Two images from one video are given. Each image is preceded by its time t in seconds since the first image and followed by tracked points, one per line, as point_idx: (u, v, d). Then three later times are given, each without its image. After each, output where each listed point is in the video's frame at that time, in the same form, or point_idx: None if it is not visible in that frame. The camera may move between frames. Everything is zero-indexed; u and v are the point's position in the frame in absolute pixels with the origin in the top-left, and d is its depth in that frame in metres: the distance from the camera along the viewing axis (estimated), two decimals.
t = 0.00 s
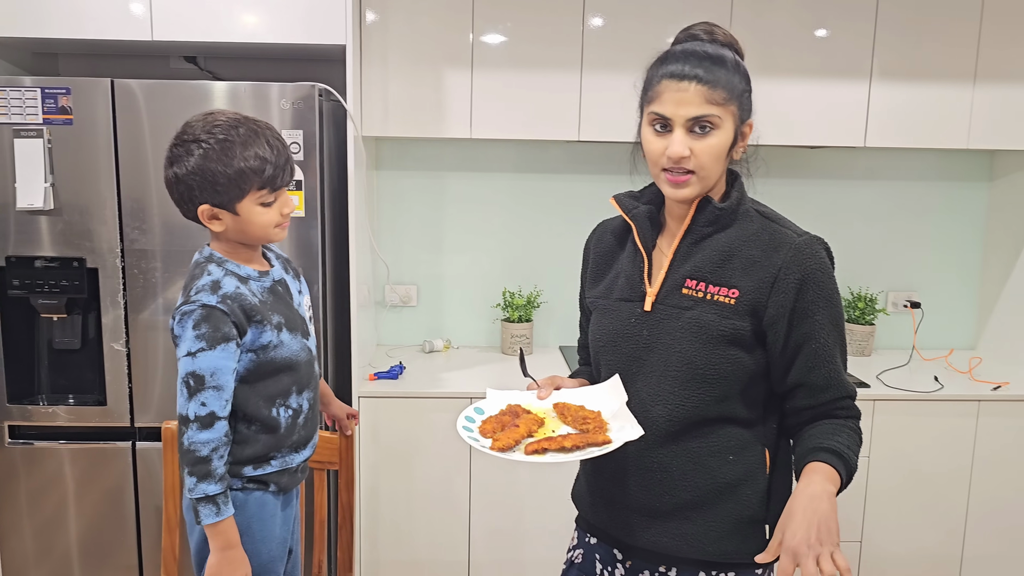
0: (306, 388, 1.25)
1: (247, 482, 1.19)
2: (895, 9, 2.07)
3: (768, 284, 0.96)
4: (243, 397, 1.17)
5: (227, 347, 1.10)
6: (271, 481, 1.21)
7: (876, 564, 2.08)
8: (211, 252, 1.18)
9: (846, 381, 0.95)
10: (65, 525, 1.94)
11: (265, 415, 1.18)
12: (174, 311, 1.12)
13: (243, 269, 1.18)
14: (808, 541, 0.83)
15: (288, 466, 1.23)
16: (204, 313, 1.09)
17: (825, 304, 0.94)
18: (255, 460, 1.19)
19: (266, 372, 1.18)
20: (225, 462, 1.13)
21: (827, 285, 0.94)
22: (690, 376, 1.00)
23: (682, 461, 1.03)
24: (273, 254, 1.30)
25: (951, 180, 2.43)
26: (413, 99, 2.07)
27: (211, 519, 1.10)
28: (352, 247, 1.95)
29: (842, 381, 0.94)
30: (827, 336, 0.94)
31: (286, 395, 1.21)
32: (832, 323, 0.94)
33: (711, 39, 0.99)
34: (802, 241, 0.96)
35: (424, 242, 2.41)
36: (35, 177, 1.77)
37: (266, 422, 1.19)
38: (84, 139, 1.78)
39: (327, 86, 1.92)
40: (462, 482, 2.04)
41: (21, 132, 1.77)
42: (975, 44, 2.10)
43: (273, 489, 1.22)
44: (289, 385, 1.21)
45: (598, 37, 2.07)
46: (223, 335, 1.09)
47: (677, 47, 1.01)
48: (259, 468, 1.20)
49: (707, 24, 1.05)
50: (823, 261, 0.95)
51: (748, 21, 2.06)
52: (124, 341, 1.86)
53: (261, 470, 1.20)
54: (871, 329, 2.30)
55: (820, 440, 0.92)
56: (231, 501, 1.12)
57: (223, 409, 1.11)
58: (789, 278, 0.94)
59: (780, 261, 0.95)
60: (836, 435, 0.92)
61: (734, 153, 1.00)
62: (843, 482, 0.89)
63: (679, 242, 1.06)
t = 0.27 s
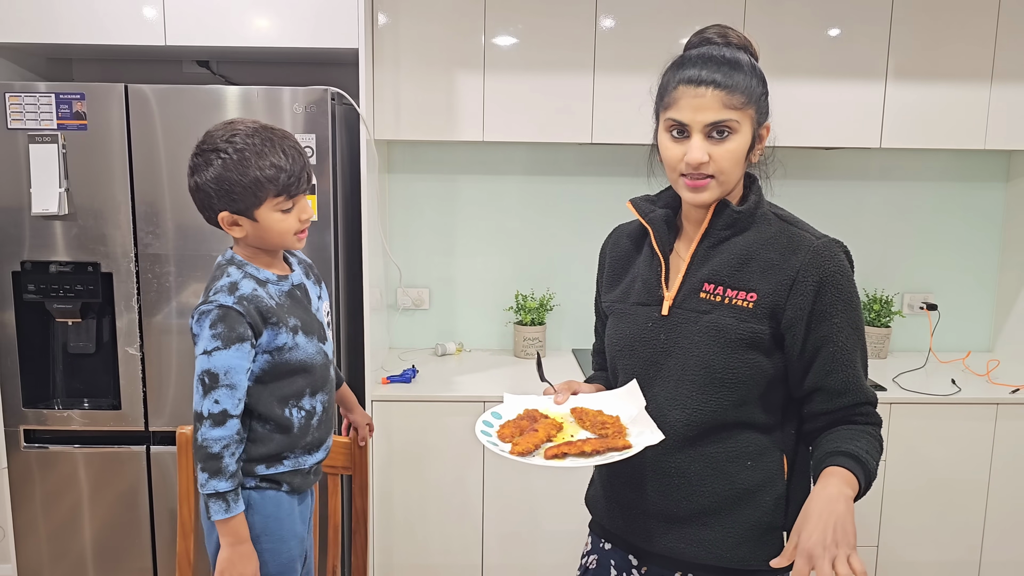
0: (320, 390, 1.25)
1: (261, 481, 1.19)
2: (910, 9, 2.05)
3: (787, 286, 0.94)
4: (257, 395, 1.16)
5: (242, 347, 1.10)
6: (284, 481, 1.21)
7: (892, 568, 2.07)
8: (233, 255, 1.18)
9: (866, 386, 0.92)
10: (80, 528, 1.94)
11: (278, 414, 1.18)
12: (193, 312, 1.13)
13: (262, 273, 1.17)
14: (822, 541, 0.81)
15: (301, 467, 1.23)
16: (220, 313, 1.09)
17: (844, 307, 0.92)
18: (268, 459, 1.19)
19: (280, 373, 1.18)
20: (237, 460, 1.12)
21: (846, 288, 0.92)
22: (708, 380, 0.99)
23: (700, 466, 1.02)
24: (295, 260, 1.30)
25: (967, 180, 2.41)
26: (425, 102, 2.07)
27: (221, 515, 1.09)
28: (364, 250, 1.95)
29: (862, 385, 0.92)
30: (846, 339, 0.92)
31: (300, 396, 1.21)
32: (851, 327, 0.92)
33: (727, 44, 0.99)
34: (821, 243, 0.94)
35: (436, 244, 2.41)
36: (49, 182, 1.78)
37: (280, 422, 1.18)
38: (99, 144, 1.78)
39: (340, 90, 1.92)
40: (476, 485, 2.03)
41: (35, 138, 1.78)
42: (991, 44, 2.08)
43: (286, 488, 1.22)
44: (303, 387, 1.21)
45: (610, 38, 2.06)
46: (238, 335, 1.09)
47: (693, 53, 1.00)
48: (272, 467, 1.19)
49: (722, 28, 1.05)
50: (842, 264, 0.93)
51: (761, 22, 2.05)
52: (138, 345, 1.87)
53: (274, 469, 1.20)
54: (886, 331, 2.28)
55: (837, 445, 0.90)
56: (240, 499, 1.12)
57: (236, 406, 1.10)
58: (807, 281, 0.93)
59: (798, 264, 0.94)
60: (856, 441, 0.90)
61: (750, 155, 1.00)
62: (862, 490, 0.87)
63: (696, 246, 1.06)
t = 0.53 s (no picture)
0: (324, 383, 1.25)
1: (267, 475, 1.19)
2: (913, 3, 2.05)
3: (792, 282, 0.94)
4: (262, 388, 1.16)
5: (248, 339, 1.09)
6: (290, 473, 1.21)
7: (893, 564, 2.06)
8: (238, 250, 1.17)
9: (868, 382, 0.93)
10: (79, 522, 1.94)
11: (283, 407, 1.18)
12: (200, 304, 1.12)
13: (267, 268, 1.17)
14: (815, 515, 0.84)
15: (305, 460, 1.23)
16: (227, 306, 1.08)
17: (848, 305, 0.92)
18: (274, 452, 1.19)
19: (285, 366, 1.18)
20: (241, 453, 1.11)
21: (851, 285, 0.92)
22: (712, 375, 0.98)
23: (702, 461, 1.01)
24: (300, 257, 1.30)
25: (970, 176, 2.40)
26: (425, 97, 2.07)
27: (222, 507, 1.09)
28: (364, 245, 1.95)
29: (863, 382, 0.93)
30: (850, 337, 0.92)
31: (303, 389, 1.20)
32: (855, 324, 0.92)
33: (707, 40, 0.98)
34: (827, 241, 0.94)
35: (437, 240, 2.41)
36: (49, 176, 1.77)
37: (284, 414, 1.18)
38: (98, 137, 1.78)
39: (340, 84, 1.91)
40: (476, 480, 2.03)
41: (35, 131, 1.77)
42: (994, 39, 2.07)
43: (292, 481, 1.22)
44: (307, 380, 1.20)
45: (612, 33, 2.06)
46: (244, 328, 1.09)
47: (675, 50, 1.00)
48: (277, 460, 1.19)
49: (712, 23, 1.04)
50: (847, 262, 0.93)
51: (763, 16, 2.04)
52: (138, 339, 1.86)
53: (279, 462, 1.19)
54: (887, 327, 2.28)
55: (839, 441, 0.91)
56: (242, 492, 1.12)
57: (241, 399, 1.09)
58: (813, 277, 0.92)
59: (804, 260, 0.94)
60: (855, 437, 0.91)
61: (740, 150, 0.98)
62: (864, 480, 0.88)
63: (701, 240, 1.05)
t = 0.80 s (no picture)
0: (321, 386, 1.24)
1: (262, 480, 1.18)
2: (910, 7, 2.05)
3: (785, 283, 0.94)
4: (257, 391, 1.16)
5: (243, 343, 1.09)
6: (285, 477, 1.21)
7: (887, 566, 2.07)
8: (233, 249, 1.16)
9: (855, 384, 0.93)
10: (74, 522, 1.94)
11: (279, 409, 1.17)
12: (196, 304, 1.12)
13: (264, 269, 1.17)
14: (779, 452, 0.90)
15: (301, 464, 1.23)
16: (224, 308, 1.08)
17: (840, 307, 0.92)
18: (270, 455, 1.18)
19: (282, 368, 1.17)
20: (225, 458, 1.12)
21: (843, 287, 0.92)
22: (706, 375, 0.98)
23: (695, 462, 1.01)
24: (294, 258, 1.30)
25: (966, 180, 2.41)
26: (423, 98, 2.07)
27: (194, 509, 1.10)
28: (361, 246, 1.95)
29: (851, 384, 0.93)
30: (839, 338, 0.92)
31: (300, 391, 1.20)
32: (845, 325, 0.92)
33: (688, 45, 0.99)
34: (821, 243, 0.94)
35: (434, 240, 2.41)
36: (44, 175, 1.77)
37: (281, 416, 1.18)
38: (94, 137, 1.77)
39: (338, 84, 1.91)
40: (471, 481, 2.03)
41: (30, 130, 1.77)
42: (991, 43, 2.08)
43: (288, 485, 1.22)
44: (303, 382, 1.20)
45: (610, 34, 2.06)
46: (241, 331, 1.08)
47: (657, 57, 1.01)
48: (273, 464, 1.19)
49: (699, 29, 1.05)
50: (841, 264, 0.93)
51: (761, 19, 2.04)
52: (133, 339, 1.86)
53: (276, 466, 1.19)
54: (883, 330, 2.28)
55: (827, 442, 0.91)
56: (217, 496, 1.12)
57: (232, 402, 1.10)
58: (806, 278, 0.93)
59: (797, 261, 0.94)
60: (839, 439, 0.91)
61: (722, 155, 0.98)
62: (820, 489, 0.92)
63: (696, 241, 1.05)
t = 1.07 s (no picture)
0: (319, 396, 1.24)
1: (263, 494, 1.19)
2: (909, 16, 2.06)
3: (777, 292, 0.94)
4: (253, 403, 1.16)
5: (234, 355, 1.09)
6: (286, 491, 1.21)
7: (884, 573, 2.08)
8: (226, 259, 1.16)
9: (842, 393, 0.92)
10: (72, 526, 1.94)
11: (277, 420, 1.17)
12: (189, 314, 1.12)
13: (257, 277, 1.16)
14: (722, 416, 0.87)
15: (303, 476, 1.23)
16: (216, 319, 1.08)
17: (830, 314, 0.91)
18: (271, 468, 1.19)
19: (278, 378, 1.18)
20: (213, 470, 1.13)
21: (834, 296, 0.91)
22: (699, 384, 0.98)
23: (692, 474, 1.01)
24: (288, 265, 1.30)
25: (964, 188, 2.42)
26: (424, 103, 2.07)
27: (179, 520, 1.12)
28: (361, 252, 1.95)
29: (838, 393, 0.91)
30: (827, 346, 0.91)
31: (298, 401, 1.20)
32: (835, 334, 0.91)
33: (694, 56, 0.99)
34: (815, 253, 0.94)
35: (434, 245, 2.41)
36: (45, 179, 1.77)
37: (279, 427, 1.18)
38: (95, 142, 1.77)
39: (339, 90, 1.91)
40: (470, 487, 2.04)
41: (32, 135, 1.77)
42: (990, 52, 2.09)
43: (289, 498, 1.22)
44: (301, 392, 1.20)
45: (610, 41, 2.06)
46: (232, 343, 1.09)
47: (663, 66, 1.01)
48: (275, 477, 1.19)
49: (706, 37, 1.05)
50: (833, 272, 0.92)
51: (761, 27, 2.05)
52: (133, 344, 1.86)
53: (277, 479, 1.19)
54: (881, 337, 2.30)
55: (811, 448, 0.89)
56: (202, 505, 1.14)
57: (221, 415, 1.10)
58: (796, 286, 0.92)
59: (788, 270, 0.94)
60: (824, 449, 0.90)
61: (725, 167, 0.98)
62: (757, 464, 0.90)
63: (692, 251, 1.05)
